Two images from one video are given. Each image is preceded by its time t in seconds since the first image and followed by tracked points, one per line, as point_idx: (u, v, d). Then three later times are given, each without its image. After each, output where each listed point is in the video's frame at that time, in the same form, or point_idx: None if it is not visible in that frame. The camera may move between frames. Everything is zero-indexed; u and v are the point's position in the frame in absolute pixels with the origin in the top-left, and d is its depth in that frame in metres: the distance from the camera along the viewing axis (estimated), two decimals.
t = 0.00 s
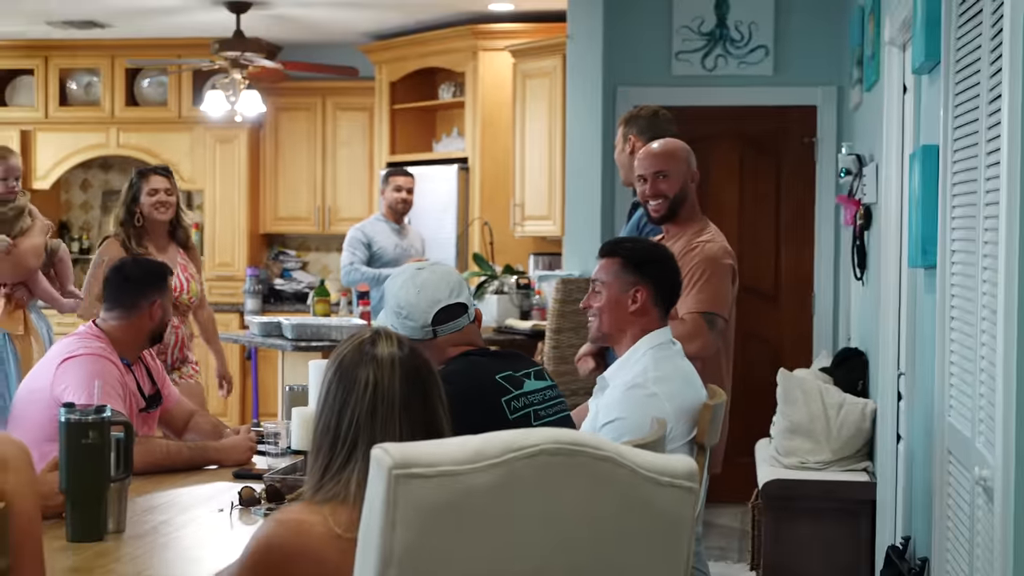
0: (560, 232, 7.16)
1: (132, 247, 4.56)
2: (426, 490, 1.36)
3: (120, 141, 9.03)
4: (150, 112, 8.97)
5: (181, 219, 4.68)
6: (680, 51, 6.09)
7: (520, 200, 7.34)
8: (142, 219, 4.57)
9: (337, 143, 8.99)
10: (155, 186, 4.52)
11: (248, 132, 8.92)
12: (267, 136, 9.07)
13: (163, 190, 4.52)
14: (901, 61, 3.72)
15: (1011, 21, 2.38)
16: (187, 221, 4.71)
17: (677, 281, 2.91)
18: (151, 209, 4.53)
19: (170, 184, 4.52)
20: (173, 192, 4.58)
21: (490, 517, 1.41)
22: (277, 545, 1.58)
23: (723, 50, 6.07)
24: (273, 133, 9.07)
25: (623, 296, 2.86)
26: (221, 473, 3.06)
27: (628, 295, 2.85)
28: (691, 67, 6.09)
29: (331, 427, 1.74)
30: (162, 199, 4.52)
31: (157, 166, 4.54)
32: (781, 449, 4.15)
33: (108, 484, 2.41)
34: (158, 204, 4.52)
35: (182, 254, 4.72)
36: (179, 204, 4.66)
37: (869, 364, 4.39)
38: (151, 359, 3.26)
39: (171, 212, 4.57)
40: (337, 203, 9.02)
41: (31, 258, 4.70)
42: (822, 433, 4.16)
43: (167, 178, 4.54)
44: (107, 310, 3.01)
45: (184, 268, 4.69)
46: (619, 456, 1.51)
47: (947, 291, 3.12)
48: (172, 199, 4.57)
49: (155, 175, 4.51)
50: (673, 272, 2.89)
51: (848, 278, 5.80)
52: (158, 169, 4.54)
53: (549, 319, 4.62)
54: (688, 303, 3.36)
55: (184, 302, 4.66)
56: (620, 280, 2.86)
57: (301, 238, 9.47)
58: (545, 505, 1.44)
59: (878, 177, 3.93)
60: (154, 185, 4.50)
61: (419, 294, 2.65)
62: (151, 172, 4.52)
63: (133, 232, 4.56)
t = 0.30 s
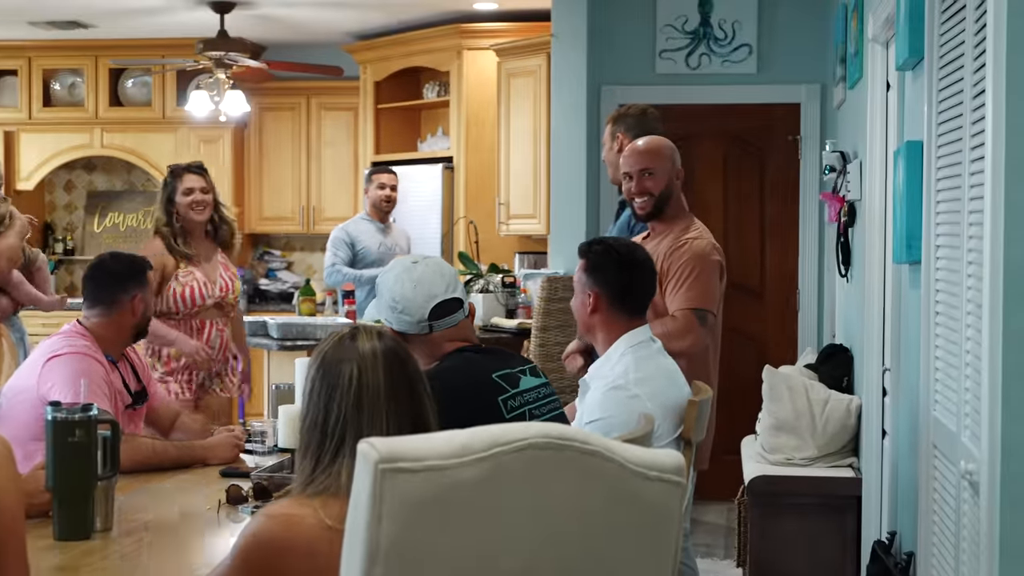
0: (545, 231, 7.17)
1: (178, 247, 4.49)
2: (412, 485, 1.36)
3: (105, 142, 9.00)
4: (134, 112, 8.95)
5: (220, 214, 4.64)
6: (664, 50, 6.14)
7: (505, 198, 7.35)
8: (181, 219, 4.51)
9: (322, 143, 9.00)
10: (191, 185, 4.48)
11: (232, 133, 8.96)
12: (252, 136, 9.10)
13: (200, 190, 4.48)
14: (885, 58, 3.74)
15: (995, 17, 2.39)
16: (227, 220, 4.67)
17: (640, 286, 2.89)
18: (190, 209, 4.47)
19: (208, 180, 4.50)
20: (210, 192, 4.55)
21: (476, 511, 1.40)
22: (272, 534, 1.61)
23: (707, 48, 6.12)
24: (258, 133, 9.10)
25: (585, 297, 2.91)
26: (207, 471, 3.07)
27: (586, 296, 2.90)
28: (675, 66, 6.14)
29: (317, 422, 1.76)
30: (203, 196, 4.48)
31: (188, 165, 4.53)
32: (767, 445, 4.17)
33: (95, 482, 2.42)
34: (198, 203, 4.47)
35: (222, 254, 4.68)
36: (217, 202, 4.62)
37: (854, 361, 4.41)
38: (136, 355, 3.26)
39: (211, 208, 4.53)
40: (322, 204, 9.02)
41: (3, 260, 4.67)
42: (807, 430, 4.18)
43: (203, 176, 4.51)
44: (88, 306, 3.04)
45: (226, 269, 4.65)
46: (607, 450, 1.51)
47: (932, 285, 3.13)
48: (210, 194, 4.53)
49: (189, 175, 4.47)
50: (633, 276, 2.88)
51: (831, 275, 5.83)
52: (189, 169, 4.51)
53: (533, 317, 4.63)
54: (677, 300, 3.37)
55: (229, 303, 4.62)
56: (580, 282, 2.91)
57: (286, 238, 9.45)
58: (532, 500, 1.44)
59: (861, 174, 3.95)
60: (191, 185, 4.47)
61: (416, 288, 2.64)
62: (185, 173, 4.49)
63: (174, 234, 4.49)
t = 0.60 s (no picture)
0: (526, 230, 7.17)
1: (214, 247, 4.10)
2: (394, 482, 1.37)
3: (84, 141, 8.97)
4: (115, 112, 8.92)
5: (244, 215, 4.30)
6: (645, 49, 6.17)
7: (486, 198, 7.36)
8: (211, 220, 4.12)
9: (303, 142, 9.00)
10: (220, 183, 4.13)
11: (213, 131, 8.92)
12: (233, 135, 9.10)
13: (231, 191, 4.13)
14: (866, 57, 3.76)
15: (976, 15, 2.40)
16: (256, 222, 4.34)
17: (624, 285, 2.89)
18: (221, 211, 4.11)
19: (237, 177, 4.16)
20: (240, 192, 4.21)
21: (457, 506, 1.41)
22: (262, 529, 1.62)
23: (689, 47, 6.15)
24: (238, 131, 9.09)
25: (568, 298, 2.91)
26: (189, 470, 3.07)
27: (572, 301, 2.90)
28: (655, 65, 6.17)
29: (294, 422, 1.77)
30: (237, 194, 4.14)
31: (219, 163, 4.19)
32: (748, 444, 4.18)
33: (77, 480, 2.41)
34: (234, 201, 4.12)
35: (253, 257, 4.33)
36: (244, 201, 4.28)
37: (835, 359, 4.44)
38: (113, 356, 3.27)
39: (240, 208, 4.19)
40: (303, 204, 9.01)
41: None
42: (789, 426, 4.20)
43: (231, 173, 4.17)
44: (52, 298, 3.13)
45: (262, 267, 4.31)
46: (589, 447, 1.51)
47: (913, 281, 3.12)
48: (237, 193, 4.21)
49: (221, 173, 4.12)
50: (615, 277, 2.88)
51: (812, 273, 5.87)
52: (219, 167, 4.17)
53: (516, 317, 4.62)
54: (658, 296, 3.37)
55: (269, 297, 4.26)
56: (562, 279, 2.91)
57: (267, 238, 9.45)
58: (515, 496, 1.44)
59: (842, 171, 3.96)
60: (223, 182, 4.12)
61: (392, 286, 2.64)
62: (215, 171, 4.13)
63: (208, 234, 4.10)
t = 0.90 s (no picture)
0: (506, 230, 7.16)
1: (256, 246, 4.23)
2: (378, 479, 1.39)
3: (61, 142, 8.93)
4: (92, 113, 8.87)
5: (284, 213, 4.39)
6: (624, 48, 6.20)
7: (466, 198, 7.36)
8: (249, 218, 4.23)
9: (281, 143, 9.00)
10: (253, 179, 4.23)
11: (191, 133, 8.88)
12: (211, 136, 9.08)
13: (264, 187, 4.22)
14: (843, 55, 3.77)
15: (955, 14, 2.41)
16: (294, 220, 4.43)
17: (593, 258, 2.86)
18: (257, 208, 4.20)
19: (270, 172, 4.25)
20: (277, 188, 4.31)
21: (442, 504, 1.44)
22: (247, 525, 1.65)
23: (667, 47, 6.18)
24: (216, 132, 9.10)
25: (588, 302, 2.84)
26: (170, 470, 3.06)
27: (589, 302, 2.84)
28: (634, 64, 6.20)
29: (270, 420, 1.77)
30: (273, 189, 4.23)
31: (254, 160, 4.27)
32: (729, 442, 4.19)
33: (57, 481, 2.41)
34: (269, 196, 4.21)
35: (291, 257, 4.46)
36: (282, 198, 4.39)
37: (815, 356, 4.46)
38: (95, 356, 3.27)
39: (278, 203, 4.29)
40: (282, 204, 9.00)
41: None
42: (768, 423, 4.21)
43: (265, 168, 4.27)
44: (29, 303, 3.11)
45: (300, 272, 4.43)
46: (571, 443, 1.56)
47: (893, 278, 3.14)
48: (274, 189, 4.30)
49: (254, 170, 4.22)
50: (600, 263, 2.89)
51: (791, 270, 5.90)
52: (253, 164, 4.26)
53: (497, 316, 4.63)
54: (639, 294, 3.37)
55: (308, 300, 4.39)
56: (574, 285, 2.80)
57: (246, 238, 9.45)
58: (498, 494, 1.48)
59: (822, 169, 3.98)
60: (257, 179, 4.21)
61: (360, 289, 2.65)
62: (249, 168, 4.24)
63: (247, 232, 4.22)
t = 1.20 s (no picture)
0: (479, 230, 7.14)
1: (269, 248, 4.25)
2: (351, 475, 1.38)
3: (30, 141, 8.89)
4: (62, 112, 8.82)
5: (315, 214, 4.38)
6: (595, 48, 6.20)
7: (437, 197, 7.36)
8: (276, 217, 4.25)
9: (254, 143, 9.00)
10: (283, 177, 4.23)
11: (161, 131, 8.85)
12: (181, 136, 9.06)
13: (293, 186, 4.21)
14: (816, 55, 3.79)
15: (929, 13, 2.43)
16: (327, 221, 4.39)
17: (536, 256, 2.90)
18: (283, 206, 4.21)
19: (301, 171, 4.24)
20: (307, 188, 4.28)
21: (416, 500, 1.43)
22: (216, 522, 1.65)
23: (639, 47, 6.18)
24: (187, 131, 9.06)
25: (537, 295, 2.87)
26: (143, 470, 3.05)
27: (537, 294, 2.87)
28: (606, 64, 6.20)
29: (238, 416, 1.77)
30: (299, 190, 4.22)
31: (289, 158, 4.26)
32: (701, 440, 4.21)
33: (30, 480, 2.39)
34: (295, 196, 4.21)
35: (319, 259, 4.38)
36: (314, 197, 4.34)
37: (786, 356, 4.48)
38: (69, 354, 3.26)
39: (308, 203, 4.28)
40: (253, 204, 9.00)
41: None
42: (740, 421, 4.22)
43: (298, 168, 4.25)
44: (13, 306, 3.04)
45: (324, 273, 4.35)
46: (546, 440, 1.56)
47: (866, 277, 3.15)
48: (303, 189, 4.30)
49: (283, 169, 4.22)
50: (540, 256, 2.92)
51: (762, 270, 5.93)
52: (285, 162, 4.26)
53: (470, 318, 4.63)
54: (628, 289, 3.40)
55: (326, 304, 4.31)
56: (523, 281, 2.83)
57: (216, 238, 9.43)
58: (473, 489, 1.48)
59: (793, 168, 3.99)
60: (283, 178, 4.21)
61: (336, 289, 2.65)
62: (279, 166, 4.24)
63: (266, 233, 4.25)
